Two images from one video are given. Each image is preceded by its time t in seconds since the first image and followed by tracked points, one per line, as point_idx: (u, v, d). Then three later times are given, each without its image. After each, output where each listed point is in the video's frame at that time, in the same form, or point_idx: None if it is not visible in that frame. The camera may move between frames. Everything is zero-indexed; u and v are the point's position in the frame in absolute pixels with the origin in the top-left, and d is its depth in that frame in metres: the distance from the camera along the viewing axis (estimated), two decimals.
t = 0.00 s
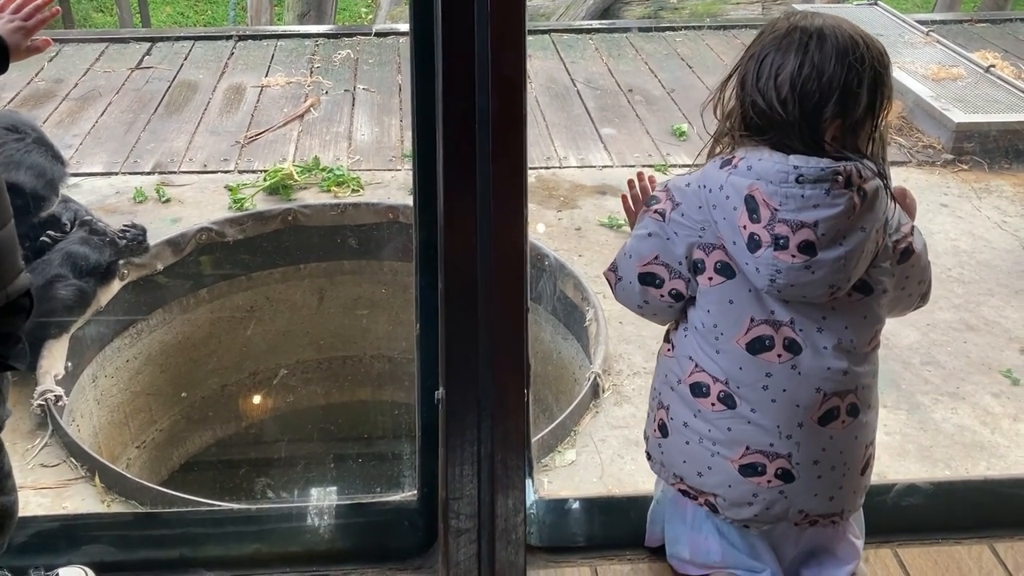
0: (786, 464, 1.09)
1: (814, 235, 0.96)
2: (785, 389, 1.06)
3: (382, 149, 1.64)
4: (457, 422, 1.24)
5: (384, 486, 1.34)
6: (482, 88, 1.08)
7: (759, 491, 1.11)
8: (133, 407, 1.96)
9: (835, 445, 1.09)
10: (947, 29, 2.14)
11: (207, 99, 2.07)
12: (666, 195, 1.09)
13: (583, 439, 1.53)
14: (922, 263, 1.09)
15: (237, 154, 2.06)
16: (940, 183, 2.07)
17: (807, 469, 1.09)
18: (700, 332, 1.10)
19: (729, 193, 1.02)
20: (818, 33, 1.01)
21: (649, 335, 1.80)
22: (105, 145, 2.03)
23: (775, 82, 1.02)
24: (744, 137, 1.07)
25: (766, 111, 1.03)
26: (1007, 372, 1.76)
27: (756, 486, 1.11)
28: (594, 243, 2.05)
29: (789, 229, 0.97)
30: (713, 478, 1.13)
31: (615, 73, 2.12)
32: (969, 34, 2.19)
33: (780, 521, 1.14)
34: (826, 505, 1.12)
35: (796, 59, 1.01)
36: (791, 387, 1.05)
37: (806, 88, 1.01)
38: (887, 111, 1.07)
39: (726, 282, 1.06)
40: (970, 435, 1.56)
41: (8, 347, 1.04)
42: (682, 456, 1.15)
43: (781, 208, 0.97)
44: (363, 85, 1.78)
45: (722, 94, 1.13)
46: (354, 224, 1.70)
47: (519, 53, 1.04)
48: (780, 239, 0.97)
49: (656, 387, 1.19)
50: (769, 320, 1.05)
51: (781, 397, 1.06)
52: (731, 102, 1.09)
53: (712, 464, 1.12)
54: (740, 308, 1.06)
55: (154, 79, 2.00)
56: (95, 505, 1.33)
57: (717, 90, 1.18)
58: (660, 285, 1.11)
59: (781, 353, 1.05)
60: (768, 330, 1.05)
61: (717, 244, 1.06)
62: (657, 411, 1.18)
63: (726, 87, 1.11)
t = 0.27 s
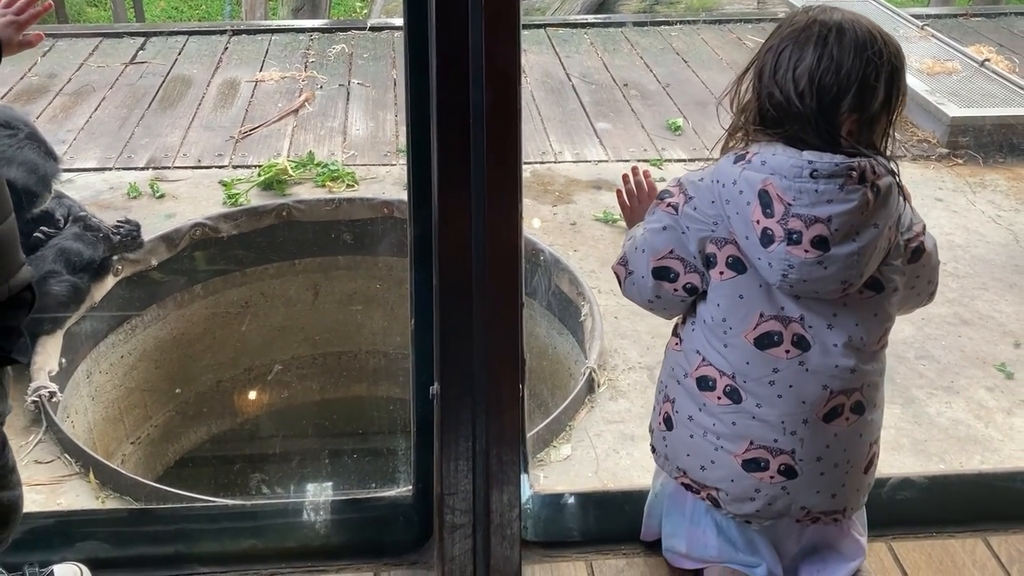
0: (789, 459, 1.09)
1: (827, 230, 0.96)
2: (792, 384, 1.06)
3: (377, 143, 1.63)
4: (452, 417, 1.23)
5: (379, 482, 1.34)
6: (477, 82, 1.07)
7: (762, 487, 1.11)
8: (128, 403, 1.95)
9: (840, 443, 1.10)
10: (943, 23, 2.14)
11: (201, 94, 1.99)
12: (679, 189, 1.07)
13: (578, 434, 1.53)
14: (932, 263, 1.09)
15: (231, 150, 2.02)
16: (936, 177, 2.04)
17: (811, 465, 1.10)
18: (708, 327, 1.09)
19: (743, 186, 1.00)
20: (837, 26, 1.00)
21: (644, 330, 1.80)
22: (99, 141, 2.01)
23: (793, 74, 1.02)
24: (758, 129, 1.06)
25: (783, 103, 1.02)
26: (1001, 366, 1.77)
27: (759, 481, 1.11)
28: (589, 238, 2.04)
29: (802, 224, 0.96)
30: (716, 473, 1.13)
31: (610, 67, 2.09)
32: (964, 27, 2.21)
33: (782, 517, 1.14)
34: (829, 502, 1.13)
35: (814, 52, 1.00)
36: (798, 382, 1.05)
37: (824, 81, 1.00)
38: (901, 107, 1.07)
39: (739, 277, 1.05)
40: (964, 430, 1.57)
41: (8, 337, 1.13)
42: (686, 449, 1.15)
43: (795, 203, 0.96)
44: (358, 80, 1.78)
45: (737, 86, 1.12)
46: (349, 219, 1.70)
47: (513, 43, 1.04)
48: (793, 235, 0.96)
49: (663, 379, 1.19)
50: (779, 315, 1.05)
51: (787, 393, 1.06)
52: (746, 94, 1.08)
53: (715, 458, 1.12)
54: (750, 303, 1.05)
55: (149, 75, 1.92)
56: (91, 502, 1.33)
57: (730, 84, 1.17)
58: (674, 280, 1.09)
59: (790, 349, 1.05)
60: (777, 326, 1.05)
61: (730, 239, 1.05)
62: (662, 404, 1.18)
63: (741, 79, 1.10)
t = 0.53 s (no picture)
0: (793, 457, 1.09)
1: (836, 227, 0.95)
2: (797, 381, 1.05)
3: (370, 136, 1.62)
4: (447, 412, 1.23)
5: (373, 475, 1.34)
6: (469, 74, 1.07)
7: (766, 483, 1.11)
8: (121, 397, 1.94)
9: (844, 439, 1.09)
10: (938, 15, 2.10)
11: (193, 86, 2.09)
12: (683, 183, 1.06)
13: (573, 427, 1.53)
14: (937, 254, 1.09)
15: (223, 142, 2.06)
16: (930, 169, 2.04)
17: (815, 462, 1.09)
18: (712, 323, 1.09)
19: (749, 182, 0.99)
20: (846, 16, 0.99)
21: (639, 323, 1.81)
22: (91, 133, 2.03)
23: (801, 65, 1.00)
24: (766, 121, 1.05)
25: (791, 95, 1.02)
26: (995, 358, 1.77)
27: (762, 477, 1.11)
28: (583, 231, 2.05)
29: (810, 221, 0.95)
30: (720, 469, 1.13)
31: (604, 59, 2.11)
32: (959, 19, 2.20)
33: (784, 513, 1.14)
34: (833, 498, 1.13)
35: (823, 43, 0.99)
36: (804, 379, 1.05)
37: (832, 72, 0.99)
38: (911, 97, 1.06)
39: (744, 274, 1.04)
40: (958, 421, 1.57)
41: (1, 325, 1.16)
42: (689, 445, 1.15)
43: (803, 200, 0.95)
44: (350, 72, 1.77)
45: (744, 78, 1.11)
46: (342, 212, 1.69)
47: (505, 35, 1.04)
48: (801, 232, 0.96)
49: (666, 374, 1.18)
50: (785, 313, 1.04)
51: (792, 390, 1.05)
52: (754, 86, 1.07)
53: (719, 454, 1.13)
54: (755, 300, 1.04)
55: (140, 67, 2.03)
56: (83, 496, 1.33)
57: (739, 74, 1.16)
58: (675, 275, 1.09)
59: (795, 346, 1.04)
60: (783, 323, 1.04)
61: (735, 235, 1.04)
62: (666, 399, 1.18)
63: (750, 70, 1.09)
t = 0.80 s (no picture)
0: (789, 453, 1.09)
1: (832, 227, 0.94)
2: (793, 378, 1.05)
3: (363, 129, 1.61)
4: (441, 408, 1.21)
5: (366, 471, 1.33)
6: (462, 66, 1.05)
7: (762, 479, 1.11)
8: (112, 392, 1.93)
9: (840, 435, 1.09)
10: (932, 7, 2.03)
11: (186, 79, 2.06)
12: (678, 180, 1.06)
13: (567, 422, 1.53)
14: (933, 248, 1.08)
15: (216, 136, 2.00)
16: (924, 162, 2.01)
17: (811, 458, 1.09)
18: (707, 321, 1.08)
19: (745, 181, 0.99)
20: (844, 11, 0.98)
21: (633, 317, 1.80)
22: (82, 127, 2.04)
23: (799, 61, 1.00)
24: (762, 117, 1.05)
25: (788, 91, 1.01)
26: (989, 351, 1.77)
27: (758, 473, 1.11)
28: (578, 225, 2.05)
29: (807, 222, 0.95)
30: (715, 465, 1.13)
31: (598, 52, 2.10)
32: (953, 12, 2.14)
33: (780, 509, 1.14)
34: (829, 493, 1.13)
35: (821, 38, 0.98)
36: (799, 376, 1.05)
37: (831, 69, 0.98)
38: (907, 91, 1.06)
39: (739, 272, 1.04)
40: (953, 415, 1.57)
41: None
42: (685, 442, 1.15)
43: (799, 200, 0.95)
44: (343, 65, 1.76)
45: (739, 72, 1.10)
46: (335, 206, 1.68)
47: (500, 30, 1.02)
48: (798, 232, 0.95)
49: (661, 370, 1.18)
50: (781, 310, 1.03)
51: (788, 387, 1.05)
52: (749, 81, 1.06)
53: (715, 451, 1.12)
54: (750, 298, 1.04)
55: (133, 60, 2.06)
56: (74, 493, 1.32)
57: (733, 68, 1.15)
58: (668, 272, 1.08)
59: (791, 343, 1.04)
60: (779, 321, 1.03)
61: (731, 233, 1.03)
62: (662, 395, 1.18)
63: (745, 65, 1.08)
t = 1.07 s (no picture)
0: (793, 452, 1.07)
1: (838, 223, 0.93)
2: (798, 376, 1.03)
3: (357, 122, 1.59)
4: (438, 407, 1.19)
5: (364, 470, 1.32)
6: (461, 60, 1.04)
7: (765, 479, 1.09)
8: (106, 389, 1.92)
9: (844, 434, 1.08)
10: None
11: (179, 73, 2.02)
12: (680, 176, 1.03)
13: (567, 419, 1.51)
14: (939, 244, 1.07)
15: (210, 129, 1.99)
16: (923, 154, 2.02)
17: (815, 457, 1.08)
18: (710, 318, 1.07)
19: (748, 176, 0.97)
20: (850, 4, 0.96)
21: (632, 312, 1.79)
22: (73, 120, 1.98)
23: (804, 55, 0.98)
24: (765, 112, 1.03)
25: (792, 86, 0.99)
26: (990, 347, 1.76)
27: (762, 473, 1.09)
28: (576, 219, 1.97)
29: (813, 218, 0.93)
30: (718, 464, 1.12)
31: (596, 44, 2.13)
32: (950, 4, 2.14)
33: (784, 509, 1.13)
34: (833, 492, 1.11)
35: (826, 32, 0.96)
36: (804, 374, 1.03)
37: (836, 63, 0.97)
38: (912, 85, 1.04)
39: (742, 270, 1.02)
40: (954, 411, 1.56)
41: None
42: (687, 441, 1.14)
43: (805, 196, 0.93)
44: (338, 57, 1.72)
45: (742, 66, 1.08)
46: (330, 200, 1.65)
47: (500, 22, 1.00)
48: (803, 228, 0.93)
49: (662, 368, 1.16)
50: (785, 308, 1.02)
51: (793, 386, 1.03)
52: (752, 75, 1.04)
53: (717, 450, 1.11)
54: (753, 296, 1.02)
55: (124, 52, 2.02)
56: (67, 493, 1.30)
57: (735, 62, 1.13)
58: (670, 269, 1.06)
59: (795, 341, 1.02)
60: (782, 318, 1.02)
61: (734, 230, 1.01)
62: (663, 394, 1.16)
63: (748, 58, 1.06)
